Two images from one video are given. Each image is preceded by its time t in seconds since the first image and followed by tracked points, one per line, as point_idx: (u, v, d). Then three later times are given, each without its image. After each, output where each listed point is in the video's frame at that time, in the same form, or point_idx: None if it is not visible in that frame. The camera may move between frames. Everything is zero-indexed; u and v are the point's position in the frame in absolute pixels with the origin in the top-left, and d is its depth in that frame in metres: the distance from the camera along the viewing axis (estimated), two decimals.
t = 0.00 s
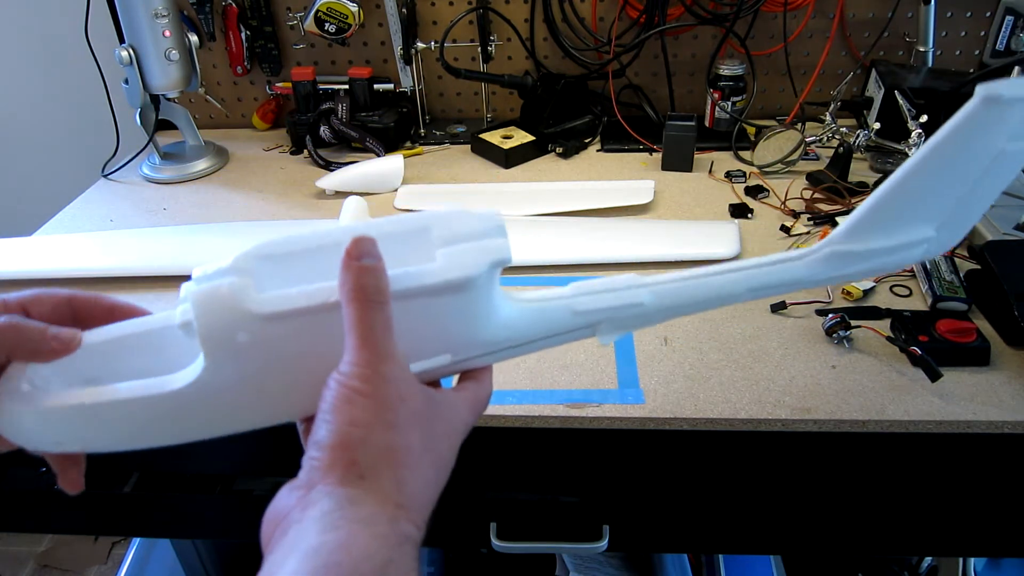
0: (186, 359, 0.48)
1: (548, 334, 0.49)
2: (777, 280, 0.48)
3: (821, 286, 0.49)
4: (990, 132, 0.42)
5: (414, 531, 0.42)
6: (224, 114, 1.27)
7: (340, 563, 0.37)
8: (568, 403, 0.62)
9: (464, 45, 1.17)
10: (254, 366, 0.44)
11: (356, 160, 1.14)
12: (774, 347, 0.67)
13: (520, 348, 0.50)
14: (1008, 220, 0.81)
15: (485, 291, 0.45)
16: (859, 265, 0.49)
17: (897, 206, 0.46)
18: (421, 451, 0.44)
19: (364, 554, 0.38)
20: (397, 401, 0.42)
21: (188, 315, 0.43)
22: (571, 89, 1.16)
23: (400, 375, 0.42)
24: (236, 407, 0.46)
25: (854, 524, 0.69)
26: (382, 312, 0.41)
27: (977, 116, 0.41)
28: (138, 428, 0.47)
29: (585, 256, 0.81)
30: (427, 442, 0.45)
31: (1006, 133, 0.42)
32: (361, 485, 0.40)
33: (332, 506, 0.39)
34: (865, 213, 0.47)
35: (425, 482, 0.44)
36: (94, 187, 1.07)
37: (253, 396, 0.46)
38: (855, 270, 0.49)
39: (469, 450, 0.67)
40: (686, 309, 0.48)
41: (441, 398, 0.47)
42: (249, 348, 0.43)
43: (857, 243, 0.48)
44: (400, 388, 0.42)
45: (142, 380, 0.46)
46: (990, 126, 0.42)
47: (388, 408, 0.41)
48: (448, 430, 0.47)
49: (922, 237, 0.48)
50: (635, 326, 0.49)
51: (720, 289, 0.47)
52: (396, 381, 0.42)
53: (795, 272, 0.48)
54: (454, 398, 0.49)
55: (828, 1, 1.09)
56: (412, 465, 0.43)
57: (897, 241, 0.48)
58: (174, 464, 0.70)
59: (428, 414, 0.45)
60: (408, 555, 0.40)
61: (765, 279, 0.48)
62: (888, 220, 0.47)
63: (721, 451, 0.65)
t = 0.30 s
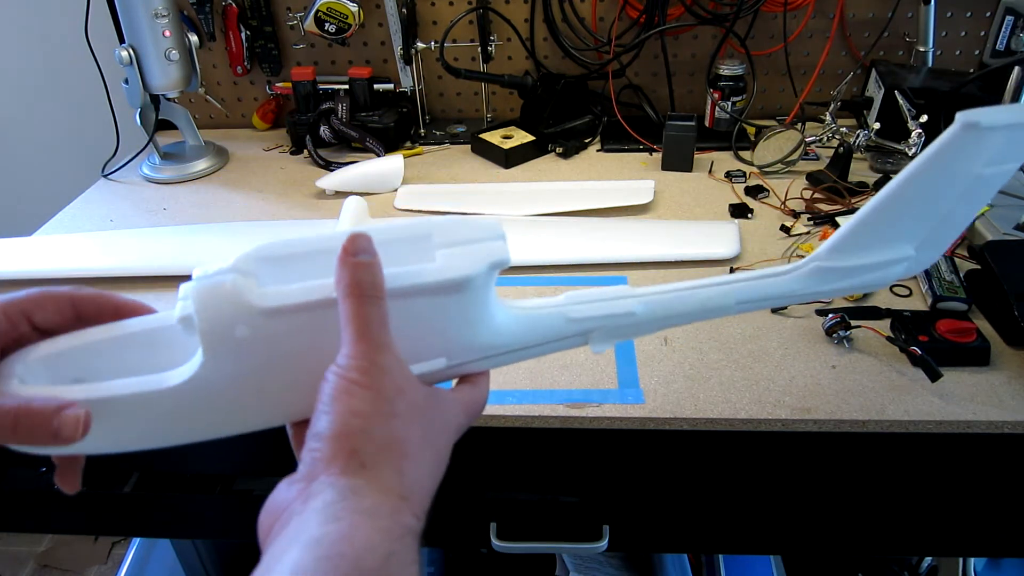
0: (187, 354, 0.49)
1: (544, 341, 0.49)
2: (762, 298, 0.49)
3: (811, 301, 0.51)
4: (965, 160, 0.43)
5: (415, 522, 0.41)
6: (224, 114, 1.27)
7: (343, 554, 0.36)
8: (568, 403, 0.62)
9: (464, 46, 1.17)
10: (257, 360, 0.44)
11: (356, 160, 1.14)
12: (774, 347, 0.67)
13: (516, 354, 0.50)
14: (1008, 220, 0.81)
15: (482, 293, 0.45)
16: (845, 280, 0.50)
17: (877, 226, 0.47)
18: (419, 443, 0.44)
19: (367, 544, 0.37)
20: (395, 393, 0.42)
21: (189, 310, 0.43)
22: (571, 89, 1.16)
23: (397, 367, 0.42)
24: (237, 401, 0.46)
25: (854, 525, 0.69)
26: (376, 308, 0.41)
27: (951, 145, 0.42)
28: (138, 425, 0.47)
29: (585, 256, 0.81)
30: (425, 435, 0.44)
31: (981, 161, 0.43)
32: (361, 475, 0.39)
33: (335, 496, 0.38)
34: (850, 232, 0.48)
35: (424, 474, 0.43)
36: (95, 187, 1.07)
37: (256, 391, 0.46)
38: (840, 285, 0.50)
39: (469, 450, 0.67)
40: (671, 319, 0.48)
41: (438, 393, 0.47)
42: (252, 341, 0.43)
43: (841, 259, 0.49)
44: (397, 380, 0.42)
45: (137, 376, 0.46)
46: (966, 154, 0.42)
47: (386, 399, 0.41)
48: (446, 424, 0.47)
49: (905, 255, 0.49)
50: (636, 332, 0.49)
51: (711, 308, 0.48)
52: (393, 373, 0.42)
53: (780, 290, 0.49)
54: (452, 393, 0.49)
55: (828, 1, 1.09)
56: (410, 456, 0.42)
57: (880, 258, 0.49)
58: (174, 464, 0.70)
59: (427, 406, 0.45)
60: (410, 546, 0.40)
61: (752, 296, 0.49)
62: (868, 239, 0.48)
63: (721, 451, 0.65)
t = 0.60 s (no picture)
0: (178, 332, 0.47)
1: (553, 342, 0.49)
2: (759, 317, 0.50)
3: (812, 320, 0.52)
4: (943, 162, 0.43)
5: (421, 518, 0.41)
6: (224, 114, 1.27)
7: (351, 552, 0.36)
8: (568, 403, 0.62)
9: (464, 46, 1.17)
10: (275, 323, 0.44)
11: (356, 160, 1.14)
12: (774, 348, 0.67)
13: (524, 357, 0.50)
14: (1008, 220, 0.81)
15: (489, 278, 0.45)
16: (845, 292, 0.51)
17: (871, 237, 0.48)
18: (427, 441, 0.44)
19: (374, 542, 0.37)
20: (405, 392, 0.42)
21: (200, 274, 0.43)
22: (571, 89, 1.16)
23: (406, 367, 0.42)
24: (254, 368, 0.46)
25: (854, 525, 0.69)
26: (392, 308, 0.41)
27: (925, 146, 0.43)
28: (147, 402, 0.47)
29: (585, 256, 0.81)
30: (434, 433, 0.45)
31: (961, 163, 0.43)
32: (370, 473, 0.39)
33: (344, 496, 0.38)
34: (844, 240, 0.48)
35: (432, 471, 0.43)
36: (95, 187, 1.07)
37: (270, 356, 0.45)
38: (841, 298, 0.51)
39: (469, 450, 0.67)
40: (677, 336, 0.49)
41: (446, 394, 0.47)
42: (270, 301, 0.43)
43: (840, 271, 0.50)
44: (406, 381, 0.42)
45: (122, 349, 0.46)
46: (941, 156, 0.43)
47: (394, 399, 0.41)
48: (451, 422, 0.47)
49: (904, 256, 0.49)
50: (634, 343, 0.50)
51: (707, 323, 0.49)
52: (403, 374, 0.42)
53: (780, 303, 0.50)
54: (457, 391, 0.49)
55: (828, 1, 1.09)
56: (418, 454, 0.42)
57: (877, 270, 0.50)
58: (174, 464, 0.70)
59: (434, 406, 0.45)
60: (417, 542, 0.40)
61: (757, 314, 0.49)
62: (863, 249, 0.49)
63: (721, 451, 0.65)
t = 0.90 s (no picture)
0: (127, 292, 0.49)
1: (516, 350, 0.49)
2: (780, 364, 0.50)
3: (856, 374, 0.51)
4: (952, 200, 0.45)
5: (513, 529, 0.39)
6: (224, 114, 1.27)
7: (437, 544, 0.35)
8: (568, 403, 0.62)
9: (464, 46, 1.17)
10: (221, 286, 0.46)
11: (356, 160, 1.14)
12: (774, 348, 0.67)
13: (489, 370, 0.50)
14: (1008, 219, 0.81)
15: (441, 265, 0.46)
16: (889, 337, 0.50)
17: (908, 279, 0.48)
18: (545, 476, 0.43)
19: (464, 538, 0.36)
20: (541, 418, 0.42)
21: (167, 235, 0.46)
22: (571, 89, 1.16)
23: (562, 405, 0.43)
24: (208, 330, 0.47)
25: (855, 525, 0.69)
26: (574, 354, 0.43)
27: (926, 183, 0.45)
28: (93, 354, 0.48)
29: (585, 256, 0.82)
30: (554, 472, 0.43)
31: (973, 202, 0.45)
32: (476, 476, 0.39)
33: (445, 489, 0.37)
34: (866, 280, 0.49)
35: (538, 493, 0.42)
36: (95, 186, 1.07)
37: (212, 322, 0.47)
38: (890, 345, 0.50)
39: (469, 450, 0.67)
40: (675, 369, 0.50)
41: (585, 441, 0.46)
42: (217, 260, 0.45)
43: (874, 314, 0.49)
44: (541, 407, 0.42)
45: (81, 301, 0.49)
46: (948, 195, 0.45)
47: (524, 420, 0.41)
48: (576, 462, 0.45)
49: (956, 311, 0.49)
50: (638, 380, 0.51)
51: (725, 368, 0.51)
52: (540, 399, 0.42)
53: (818, 351, 0.50)
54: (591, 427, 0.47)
55: (828, 1, 1.09)
56: (529, 481, 0.41)
57: (926, 315, 0.49)
58: (173, 464, 0.70)
59: (565, 440, 0.44)
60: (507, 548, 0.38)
61: (777, 361, 0.50)
62: (900, 290, 0.48)
63: (721, 451, 0.65)
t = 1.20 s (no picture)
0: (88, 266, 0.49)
1: (459, 345, 0.50)
2: (729, 389, 0.51)
3: (807, 406, 0.52)
4: (912, 246, 0.47)
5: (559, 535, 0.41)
6: (224, 114, 1.27)
7: (487, 550, 0.38)
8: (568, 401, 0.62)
9: (464, 46, 1.17)
10: (184, 259, 0.47)
11: (356, 160, 1.14)
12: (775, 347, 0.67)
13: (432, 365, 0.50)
14: (1008, 220, 0.81)
15: (398, 261, 0.48)
16: (844, 368, 0.51)
17: (865, 316, 0.50)
18: (590, 476, 0.44)
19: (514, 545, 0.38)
20: (588, 427, 0.43)
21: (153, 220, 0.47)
22: (570, 89, 1.16)
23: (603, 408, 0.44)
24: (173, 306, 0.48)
25: (855, 526, 0.69)
26: (604, 368, 0.45)
27: (884, 228, 0.47)
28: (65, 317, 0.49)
29: (585, 256, 0.81)
30: (600, 472, 0.45)
31: (930, 250, 0.47)
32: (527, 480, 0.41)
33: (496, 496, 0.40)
34: (819, 312, 0.51)
35: (584, 501, 0.44)
36: (94, 186, 1.07)
37: (173, 291, 0.47)
38: (844, 376, 0.51)
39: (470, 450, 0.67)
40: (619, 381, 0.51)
41: (631, 445, 0.47)
42: (184, 236, 0.46)
43: (828, 345, 0.51)
44: (590, 416, 0.44)
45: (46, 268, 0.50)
46: (908, 240, 0.47)
47: (575, 427, 0.43)
48: (624, 472, 0.47)
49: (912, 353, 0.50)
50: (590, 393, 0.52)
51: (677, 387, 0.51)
52: (589, 408, 0.44)
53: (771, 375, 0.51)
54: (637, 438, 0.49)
55: (828, 1, 1.09)
56: (575, 484, 0.43)
57: (882, 352, 0.50)
58: (172, 464, 0.70)
59: (611, 449, 0.45)
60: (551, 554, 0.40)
61: (724, 387, 0.51)
62: (854, 328, 0.50)
63: (720, 451, 0.65)
